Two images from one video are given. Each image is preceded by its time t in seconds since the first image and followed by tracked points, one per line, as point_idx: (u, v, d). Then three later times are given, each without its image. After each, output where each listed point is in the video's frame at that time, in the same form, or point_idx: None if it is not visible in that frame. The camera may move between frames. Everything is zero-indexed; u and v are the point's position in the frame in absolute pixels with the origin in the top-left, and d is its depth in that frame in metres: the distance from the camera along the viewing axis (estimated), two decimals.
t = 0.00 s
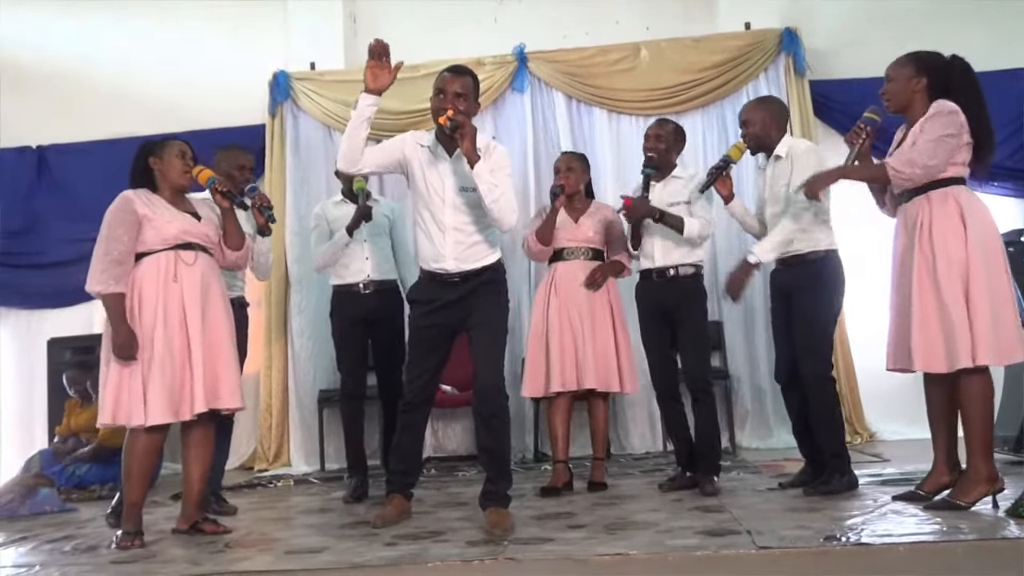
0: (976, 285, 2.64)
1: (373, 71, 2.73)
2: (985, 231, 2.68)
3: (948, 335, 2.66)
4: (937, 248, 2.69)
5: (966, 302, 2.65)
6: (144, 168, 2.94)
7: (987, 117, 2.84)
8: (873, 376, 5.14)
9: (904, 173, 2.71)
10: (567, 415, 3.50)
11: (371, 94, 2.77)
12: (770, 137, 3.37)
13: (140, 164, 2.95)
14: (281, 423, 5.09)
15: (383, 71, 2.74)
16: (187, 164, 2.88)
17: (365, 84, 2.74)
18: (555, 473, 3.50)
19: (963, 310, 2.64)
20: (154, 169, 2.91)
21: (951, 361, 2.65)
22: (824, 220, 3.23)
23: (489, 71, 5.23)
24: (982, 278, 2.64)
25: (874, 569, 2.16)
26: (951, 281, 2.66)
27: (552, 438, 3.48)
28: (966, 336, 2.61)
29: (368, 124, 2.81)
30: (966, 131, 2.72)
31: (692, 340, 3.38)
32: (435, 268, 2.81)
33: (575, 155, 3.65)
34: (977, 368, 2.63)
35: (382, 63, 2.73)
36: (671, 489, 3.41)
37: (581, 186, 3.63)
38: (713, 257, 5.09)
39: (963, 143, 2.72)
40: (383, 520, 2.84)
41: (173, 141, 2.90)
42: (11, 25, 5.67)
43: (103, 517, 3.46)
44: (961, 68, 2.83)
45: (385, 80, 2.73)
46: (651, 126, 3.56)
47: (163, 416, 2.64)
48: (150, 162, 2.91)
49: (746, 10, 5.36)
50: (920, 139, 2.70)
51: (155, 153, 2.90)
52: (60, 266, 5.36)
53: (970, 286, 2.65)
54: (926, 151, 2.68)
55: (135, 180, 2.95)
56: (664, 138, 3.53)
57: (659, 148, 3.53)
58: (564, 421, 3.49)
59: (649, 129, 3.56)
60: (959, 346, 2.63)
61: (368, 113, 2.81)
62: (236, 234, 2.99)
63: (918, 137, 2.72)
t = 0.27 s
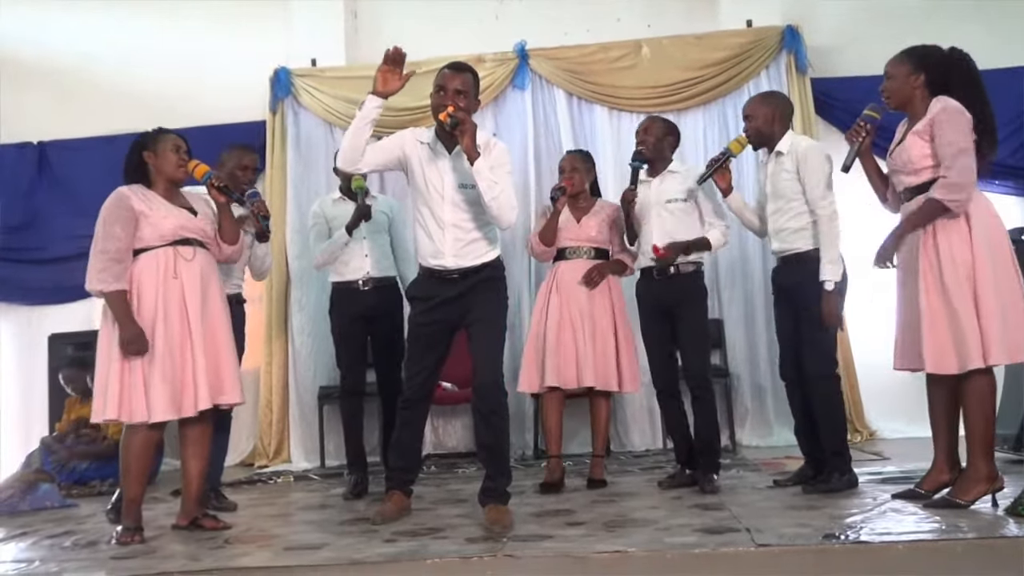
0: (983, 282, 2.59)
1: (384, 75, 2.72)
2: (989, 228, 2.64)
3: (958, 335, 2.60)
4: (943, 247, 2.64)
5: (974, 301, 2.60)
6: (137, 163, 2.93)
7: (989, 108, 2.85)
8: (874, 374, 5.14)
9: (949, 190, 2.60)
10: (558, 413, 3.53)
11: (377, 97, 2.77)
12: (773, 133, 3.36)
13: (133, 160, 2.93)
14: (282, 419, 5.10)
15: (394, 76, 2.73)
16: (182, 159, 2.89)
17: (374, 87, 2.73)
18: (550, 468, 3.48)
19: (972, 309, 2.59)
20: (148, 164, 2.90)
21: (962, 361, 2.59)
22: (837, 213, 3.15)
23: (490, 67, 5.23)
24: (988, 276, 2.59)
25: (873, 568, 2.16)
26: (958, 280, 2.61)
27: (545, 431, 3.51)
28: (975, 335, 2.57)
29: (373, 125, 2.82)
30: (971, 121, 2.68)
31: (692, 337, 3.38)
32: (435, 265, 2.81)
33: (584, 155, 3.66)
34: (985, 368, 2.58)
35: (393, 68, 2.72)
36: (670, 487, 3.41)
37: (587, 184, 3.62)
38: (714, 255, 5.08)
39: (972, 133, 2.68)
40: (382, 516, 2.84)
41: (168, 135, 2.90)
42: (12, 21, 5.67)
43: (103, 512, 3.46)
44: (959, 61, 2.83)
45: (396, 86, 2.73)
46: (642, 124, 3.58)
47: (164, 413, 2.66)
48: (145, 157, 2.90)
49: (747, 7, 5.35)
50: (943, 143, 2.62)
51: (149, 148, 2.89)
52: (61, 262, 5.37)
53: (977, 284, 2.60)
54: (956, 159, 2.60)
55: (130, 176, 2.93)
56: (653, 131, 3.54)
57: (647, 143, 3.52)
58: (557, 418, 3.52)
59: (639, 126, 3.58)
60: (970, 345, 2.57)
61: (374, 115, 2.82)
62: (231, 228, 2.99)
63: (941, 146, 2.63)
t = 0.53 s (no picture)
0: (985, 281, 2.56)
1: (371, 67, 2.73)
2: (993, 227, 2.60)
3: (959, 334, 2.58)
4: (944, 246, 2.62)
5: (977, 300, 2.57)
6: (133, 162, 2.92)
7: (993, 103, 2.83)
8: (874, 374, 5.14)
9: (966, 191, 2.55)
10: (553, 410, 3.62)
11: (368, 91, 2.76)
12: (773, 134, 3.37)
13: (127, 159, 2.93)
14: (283, 418, 5.11)
15: (380, 68, 2.73)
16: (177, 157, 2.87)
17: (363, 82, 2.74)
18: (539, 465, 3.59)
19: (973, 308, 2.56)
20: (143, 163, 2.89)
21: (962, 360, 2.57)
22: (841, 211, 3.17)
23: (491, 66, 5.23)
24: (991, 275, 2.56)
25: (872, 567, 2.16)
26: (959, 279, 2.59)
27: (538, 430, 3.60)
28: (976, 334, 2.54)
29: (366, 121, 2.82)
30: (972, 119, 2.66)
31: (693, 337, 3.38)
32: (435, 264, 2.82)
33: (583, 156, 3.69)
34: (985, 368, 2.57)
35: (379, 60, 2.73)
36: (671, 485, 3.41)
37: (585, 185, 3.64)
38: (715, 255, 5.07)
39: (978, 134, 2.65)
40: (383, 515, 2.85)
41: (162, 134, 2.89)
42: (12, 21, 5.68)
43: (104, 510, 3.47)
44: (962, 55, 2.81)
45: (382, 77, 2.73)
46: (640, 124, 3.58)
47: (165, 414, 2.67)
48: (140, 156, 2.89)
49: (748, 6, 5.35)
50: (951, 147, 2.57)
51: (144, 146, 2.88)
52: (63, 261, 5.38)
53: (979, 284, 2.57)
54: (967, 160, 2.56)
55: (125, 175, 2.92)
56: (653, 131, 3.54)
57: (649, 143, 3.52)
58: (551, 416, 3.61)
59: (637, 127, 3.57)
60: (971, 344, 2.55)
61: (367, 110, 2.81)
62: (230, 225, 2.99)
63: (947, 150, 2.59)
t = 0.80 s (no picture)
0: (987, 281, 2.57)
1: (383, 76, 2.76)
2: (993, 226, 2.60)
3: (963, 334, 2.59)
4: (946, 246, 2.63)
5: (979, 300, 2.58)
6: (134, 165, 2.94)
7: (995, 101, 2.79)
8: (878, 372, 5.14)
9: (976, 187, 2.54)
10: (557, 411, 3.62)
11: (376, 98, 2.80)
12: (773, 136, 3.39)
13: (128, 161, 2.95)
14: (289, 417, 5.14)
15: (392, 76, 2.77)
16: (177, 158, 2.89)
17: (374, 89, 2.77)
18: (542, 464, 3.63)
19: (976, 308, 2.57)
20: (145, 165, 2.91)
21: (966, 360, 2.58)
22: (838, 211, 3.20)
23: (495, 66, 5.25)
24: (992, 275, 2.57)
25: (872, 566, 2.17)
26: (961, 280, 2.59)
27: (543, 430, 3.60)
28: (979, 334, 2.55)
29: (373, 126, 2.85)
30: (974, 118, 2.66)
31: (696, 336, 3.39)
32: (437, 264, 2.84)
33: (572, 157, 3.73)
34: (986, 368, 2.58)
35: (391, 69, 2.76)
36: (673, 484, 3.42)
37: (575, 186, 3.67)
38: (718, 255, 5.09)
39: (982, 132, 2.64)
40: (386, 514, 2.87)
41: (162, 134, 2.91)
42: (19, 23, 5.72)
43: (112, 509, 3.51)
44: (962, 53, 2.77)
45: (394, 86, 2.76)
46: (641, 123, 3.59)
47: (160, 415, 2.68)
48: (141, 158, 2.91)
49: (752, 5, 5.36)
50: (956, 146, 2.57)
51: (145, 149, 2.90)
52: (71, 261, 5.42)
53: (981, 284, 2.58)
54: (974, 157, 2.56)
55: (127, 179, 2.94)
56: (654, 131, 3.54)
57: (650, 143, 3.53)
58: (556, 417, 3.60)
59: (638, 125, 3.58)
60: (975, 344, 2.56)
61: (374, 117, 2.85)
62: (231, 224, 3.00)
63: (952, 148, 2.58)
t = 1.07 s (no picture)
0: (985, 279, 2.57)
1: (378, 74, 2.79)
2: (995, 225, 2.60)
3: (958, 330, 2.60)
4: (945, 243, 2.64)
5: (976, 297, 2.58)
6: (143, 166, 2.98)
7: (998, 95, 2.76)
8: (886, 369, 5.14)
9: (967, 186, 2.55)
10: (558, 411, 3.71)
11: (375, 97, 2.83)
12: (778, 135, 3.41)
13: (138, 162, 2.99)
14: (298, 415, 5.18)
15: (388, 74, 2.79)
16: (186, 160, 2.93)
17: (370, 88, 2.81)
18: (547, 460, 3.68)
19: (973, 304, 2.57)
20: (154, 166, 2.95)
21: (961, 356, 2.58)
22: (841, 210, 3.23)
23: (501, 66, 5.27)
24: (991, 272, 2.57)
25: (871, 560, 2.19)
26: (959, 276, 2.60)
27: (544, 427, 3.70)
28: (974, 333, 2.55)
29: (373, 126, 2.87)
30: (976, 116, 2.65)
31: (700, 334, 3.40)
32: (441, 263, 2.87)
33: (563, 157, 3.78)
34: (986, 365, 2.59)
35: (386, 67, 2.79)
36: (678, 480, 3.44)
37: (565, 188, 3.75)
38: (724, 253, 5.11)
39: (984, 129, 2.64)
40: (392, 510, 2.91)
41: (173, 136, 2.94)
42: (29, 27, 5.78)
43: (123, 507, 3.55)
44: (962, 49, 2.76)
45: (390, 83, 2.80)
46: (642, 126, 3.60)
47: (159, 412, 2.71)
48: (152, 159, 2.95)
49: (757, 2, 5.36)
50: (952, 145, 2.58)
51: (154, 150, 2.94)
52: (82, 262, 5.47)
53: (979, 281, 2.58)
54: (970, 156, 2.56)
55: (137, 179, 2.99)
56: (655, 132, 3.55)
57: (652, 143, 3.55)
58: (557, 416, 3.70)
59: (641, 129, 3.60)
60: (969, 341, 2.56)
61: (373, 116, 2.87)
62: (237, 228, 3.03)
63: (949, 146, 2.59)
